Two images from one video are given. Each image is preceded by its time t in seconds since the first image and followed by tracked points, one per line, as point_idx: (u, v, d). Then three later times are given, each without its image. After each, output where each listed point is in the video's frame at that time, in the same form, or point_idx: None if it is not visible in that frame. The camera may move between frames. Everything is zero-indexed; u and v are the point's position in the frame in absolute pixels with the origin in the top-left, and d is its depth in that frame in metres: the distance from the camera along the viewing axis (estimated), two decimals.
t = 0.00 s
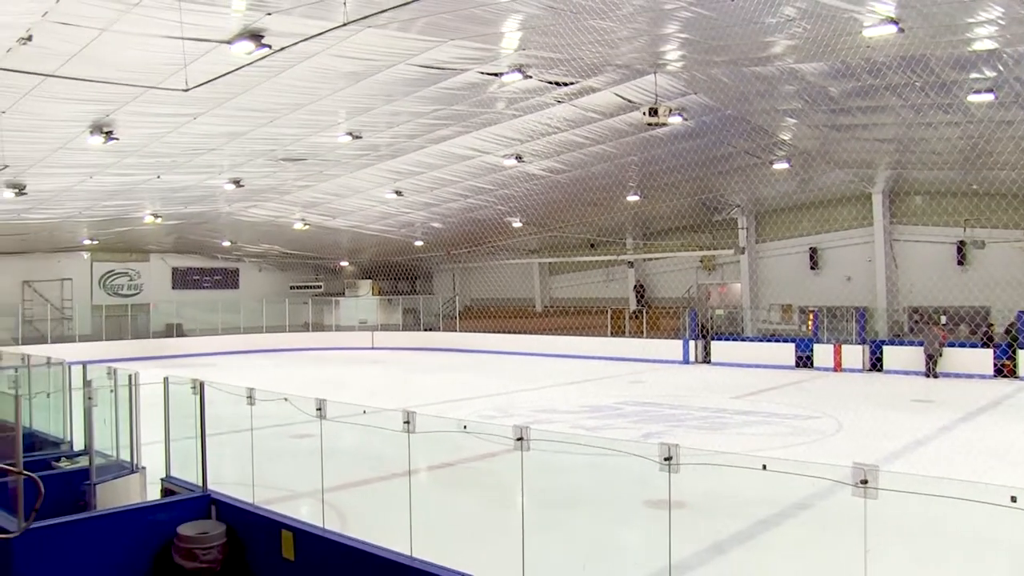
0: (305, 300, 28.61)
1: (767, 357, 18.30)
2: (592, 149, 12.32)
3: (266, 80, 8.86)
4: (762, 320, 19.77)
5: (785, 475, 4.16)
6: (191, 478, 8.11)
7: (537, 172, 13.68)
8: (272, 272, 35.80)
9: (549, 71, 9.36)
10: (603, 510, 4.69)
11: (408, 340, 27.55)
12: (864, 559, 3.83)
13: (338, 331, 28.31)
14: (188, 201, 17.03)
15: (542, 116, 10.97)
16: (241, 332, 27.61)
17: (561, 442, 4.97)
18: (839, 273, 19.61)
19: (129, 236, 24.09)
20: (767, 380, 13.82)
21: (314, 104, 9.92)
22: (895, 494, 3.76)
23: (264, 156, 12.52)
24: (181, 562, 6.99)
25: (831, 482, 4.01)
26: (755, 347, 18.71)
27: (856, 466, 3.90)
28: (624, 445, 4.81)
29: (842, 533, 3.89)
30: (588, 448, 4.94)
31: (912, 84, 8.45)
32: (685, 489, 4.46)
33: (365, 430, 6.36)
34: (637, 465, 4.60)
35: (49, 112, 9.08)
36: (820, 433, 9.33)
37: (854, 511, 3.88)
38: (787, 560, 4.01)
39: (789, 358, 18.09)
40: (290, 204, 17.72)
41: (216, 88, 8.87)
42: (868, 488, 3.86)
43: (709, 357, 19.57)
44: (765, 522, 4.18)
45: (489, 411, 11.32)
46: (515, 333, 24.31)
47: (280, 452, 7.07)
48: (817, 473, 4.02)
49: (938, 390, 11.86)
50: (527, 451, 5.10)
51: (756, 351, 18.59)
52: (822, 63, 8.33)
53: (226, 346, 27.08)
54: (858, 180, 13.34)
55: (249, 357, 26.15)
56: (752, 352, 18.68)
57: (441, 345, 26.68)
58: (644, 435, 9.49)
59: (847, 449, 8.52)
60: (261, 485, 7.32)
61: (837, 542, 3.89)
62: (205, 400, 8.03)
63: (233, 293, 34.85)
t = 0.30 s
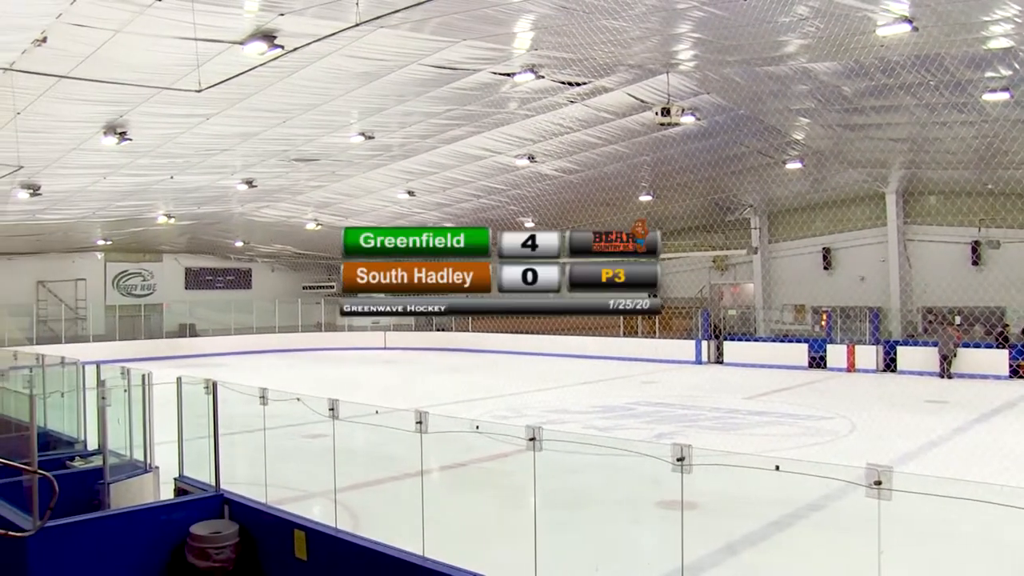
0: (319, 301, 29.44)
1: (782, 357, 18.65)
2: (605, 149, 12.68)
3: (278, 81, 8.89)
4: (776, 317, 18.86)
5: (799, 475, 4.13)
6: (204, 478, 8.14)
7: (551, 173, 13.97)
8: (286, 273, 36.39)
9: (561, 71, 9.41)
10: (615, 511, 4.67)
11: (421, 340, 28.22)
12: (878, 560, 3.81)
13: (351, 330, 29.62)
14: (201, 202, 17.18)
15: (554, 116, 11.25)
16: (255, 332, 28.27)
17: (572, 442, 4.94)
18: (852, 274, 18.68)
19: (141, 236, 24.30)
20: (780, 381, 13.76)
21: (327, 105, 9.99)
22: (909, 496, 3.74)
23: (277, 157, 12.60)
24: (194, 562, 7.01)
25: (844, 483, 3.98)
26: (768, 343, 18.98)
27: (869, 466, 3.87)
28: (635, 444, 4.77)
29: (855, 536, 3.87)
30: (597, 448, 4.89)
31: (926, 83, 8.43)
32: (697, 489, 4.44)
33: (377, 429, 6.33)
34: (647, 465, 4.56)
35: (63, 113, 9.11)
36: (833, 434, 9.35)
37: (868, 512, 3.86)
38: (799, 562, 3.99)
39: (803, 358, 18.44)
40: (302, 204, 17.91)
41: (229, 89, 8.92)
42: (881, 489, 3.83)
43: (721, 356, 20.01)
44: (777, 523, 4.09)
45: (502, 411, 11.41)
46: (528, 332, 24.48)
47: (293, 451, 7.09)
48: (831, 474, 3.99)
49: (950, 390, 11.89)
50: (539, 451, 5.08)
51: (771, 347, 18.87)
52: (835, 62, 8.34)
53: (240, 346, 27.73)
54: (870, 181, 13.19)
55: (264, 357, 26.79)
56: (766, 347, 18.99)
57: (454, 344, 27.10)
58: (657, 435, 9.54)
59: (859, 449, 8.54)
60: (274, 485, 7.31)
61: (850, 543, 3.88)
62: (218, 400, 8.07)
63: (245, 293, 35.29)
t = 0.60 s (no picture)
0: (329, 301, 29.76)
1: (792, 358, 18.82)
2: (617, 149, 12.74)
3: (289, 81, 8.92)
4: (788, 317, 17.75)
5: (810, 475, 4.12)
6: (216, 478, 8.16)
7: (561, 173, 14.01)
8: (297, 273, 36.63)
9: (571, 71, 9.44)
10: (625, 512, 4.66)
11: (432, 340, 28.36)
12: (889, 561, 3.79)
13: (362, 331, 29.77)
14: (212, 202, 17.29)
15: (565, 116, 11.39)
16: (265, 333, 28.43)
17: (582, 442, 4.95)
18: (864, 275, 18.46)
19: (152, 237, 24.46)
20: (792, 381, 13.75)
21: (338, 105, 10.03)
22: (921, 498, 3.70)
23: (288, 157, 12.66)
24: (206, 561, 7.02)
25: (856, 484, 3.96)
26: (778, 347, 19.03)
27: (882, 467, 3.83)
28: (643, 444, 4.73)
29: (865, 536, 3.85)
30: (605, 448, 4.85)
31: (939, 83, 8.42)
32: (707, 490, 4.43)
33: (388, 429, 6.34)
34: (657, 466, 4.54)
35: (76, 115, 9.16)
36: (845, 434, 9.36)
37: (879, 513, 3.83)
38: (810, 564, 3.97)
39: (814, 359, 18.57)
40: (313, 205, 18.06)
41: (240, 90, 8.96)
42: (893, 490, 3.79)
43: (732, 357, 20.06)
44: (788, 524, 4.05)
45: (513, 411, 11.46)
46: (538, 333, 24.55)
47: (303, 451, 7.09)
48: (841, 475, 3.95)
49: (963, 391, 11.87)
50: (549, 452, 5.06)
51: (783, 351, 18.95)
52: (846, 62, 8.35)
53: (252, 346, 28.08)
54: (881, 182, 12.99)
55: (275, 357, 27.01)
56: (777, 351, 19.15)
57: (466, 344, 27.19)
58: (669, 435, 9.55)
59: (871, 449, 8.55)
60: (285, 485, 7.32)
61: (862, 545, 3.85)
62: (229, 400, 8.08)
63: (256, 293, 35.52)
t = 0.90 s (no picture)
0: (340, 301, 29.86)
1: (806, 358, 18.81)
2: (628, 148, 12.74)
3: (301, 82, 8.94)
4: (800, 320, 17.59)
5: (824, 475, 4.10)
6: (227, 477, 8.19)
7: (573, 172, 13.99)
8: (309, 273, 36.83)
9: (583, 71, 9.45)
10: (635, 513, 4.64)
11: (444, 339, 28.42)
12: (904, 561, 3.76)
13: (374, 331, 29.80)
14: (224, 203, 17.39)
15: (577, 115, 11.38)
16: (277, 333, 28.54)
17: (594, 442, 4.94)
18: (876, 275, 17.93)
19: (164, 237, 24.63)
20: (804, 381, 13.73)
21: (349, 106, 10.05)
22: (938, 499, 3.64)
23: (301, 158, 12.70)
24: (218, 560, 7.04)
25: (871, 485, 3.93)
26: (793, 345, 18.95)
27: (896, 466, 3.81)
28: (654, 445, 4.70)
29: (880, 538, 3.80)
30: (617, 448, 4.83)
31: (954, 81, 8.37)
32: (720, 490, 4.40)
33: (400, 428, 6.33)
34: (669, 467, 4.51)
35: (90, 116, 9.21)
36: (858, 435, 9.35)
37: (894, 514, 3.78)
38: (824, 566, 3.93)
39: (827, 358, 18.50)
40: (325, 206, 18.18)
41: (252, 90, 8.99)
42: (908, 490, 3.77)
43: (744, 357, 19.95)
44: (801, 525, 4.01)
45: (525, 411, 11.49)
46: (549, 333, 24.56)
47: (315, 451, 7.10)
48: (854, 475, 3.92)
49: (977, 391, 11.84)
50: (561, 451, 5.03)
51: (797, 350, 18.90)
52: (859, 61, 8.36)
53: (262, 346, 28.21)
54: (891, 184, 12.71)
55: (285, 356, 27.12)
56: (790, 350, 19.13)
57: (477, 344, 27.26)
58: (680, 434, 9.54)
59: (884, 450, 8.54)
60: (297, 484, 7.32)
61: (876, 547, 3.82)
62: (242, 400, 8.10)
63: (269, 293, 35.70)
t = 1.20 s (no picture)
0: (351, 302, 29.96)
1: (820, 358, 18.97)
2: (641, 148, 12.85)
3: (313, 83, 8.97)
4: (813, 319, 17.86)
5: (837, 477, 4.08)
6: (240, 476, 8.21)
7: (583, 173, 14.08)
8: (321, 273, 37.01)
9: (594, 71, 9.45)
10: (648, 513, 4.62)
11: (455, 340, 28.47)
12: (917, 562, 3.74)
13: (385, 332, 29.85)
14: (237, 204, 17.48)
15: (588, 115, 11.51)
16: (288, 333, 28.67)
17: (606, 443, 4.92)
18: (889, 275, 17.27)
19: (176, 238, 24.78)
20: (816, 382, 13.71)
21: (361, 106, 10.08)
22: (949, 501, 3.63)
23: (313, 159, 12.75)
24: (230, 559, 7.05)
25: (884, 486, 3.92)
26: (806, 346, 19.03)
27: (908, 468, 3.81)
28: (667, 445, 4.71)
29: (893, 540, 3.78)
30: (628, 448, 4.83)
31: (968, 80, 8.35)
32: (732, 491, 4.40)
33: (412, 429, 6.32)
34: (681, 467, 4.49)
35: (104, 117, 9.27)
36: (871, 436, 9.33)
37: (907, 515, 3.76)
38: (836, 566, 3.93)
39: (840, 359, 18.68)
40: (337, 206, 18.27)
41: (265, 91, 9.02)
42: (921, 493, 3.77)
43: (756, 358, 20.20)
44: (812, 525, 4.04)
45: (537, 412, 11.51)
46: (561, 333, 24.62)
47: (327, 451, 7.09)
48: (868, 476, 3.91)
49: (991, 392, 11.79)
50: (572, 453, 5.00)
51: (810, 351, 19.05)
52: (874, 60, 8.42)
53: (273, 346, 28.33)
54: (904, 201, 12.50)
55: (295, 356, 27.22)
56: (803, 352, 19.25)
57: (488, 344, 27.29)
58: (693, 435, 9.54)
59: (897, 451, 8.54)
60: (309, 484, 7.33)
61: (889, 549, 3.79)
62: (253, 400, 8.10)
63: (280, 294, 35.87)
